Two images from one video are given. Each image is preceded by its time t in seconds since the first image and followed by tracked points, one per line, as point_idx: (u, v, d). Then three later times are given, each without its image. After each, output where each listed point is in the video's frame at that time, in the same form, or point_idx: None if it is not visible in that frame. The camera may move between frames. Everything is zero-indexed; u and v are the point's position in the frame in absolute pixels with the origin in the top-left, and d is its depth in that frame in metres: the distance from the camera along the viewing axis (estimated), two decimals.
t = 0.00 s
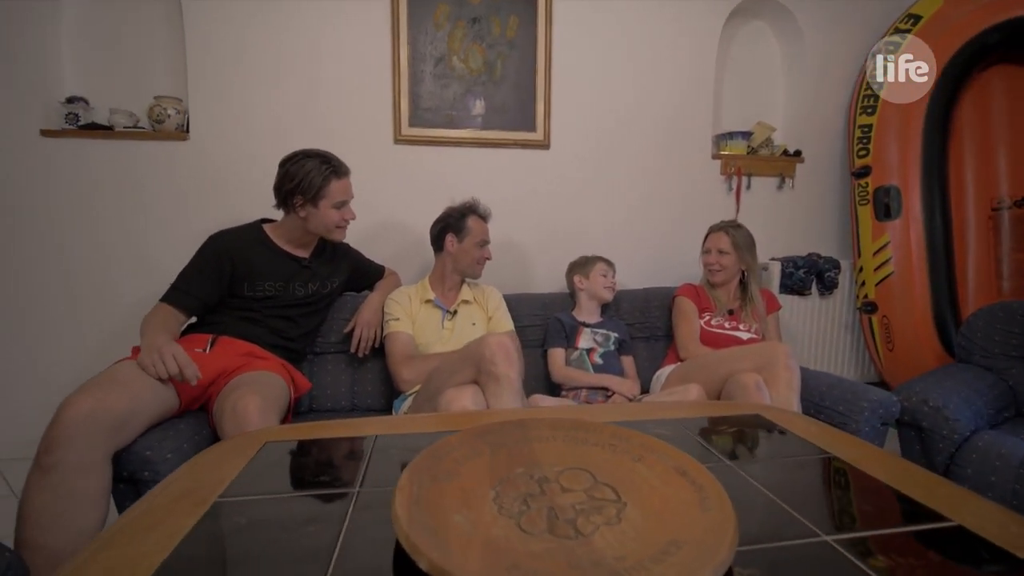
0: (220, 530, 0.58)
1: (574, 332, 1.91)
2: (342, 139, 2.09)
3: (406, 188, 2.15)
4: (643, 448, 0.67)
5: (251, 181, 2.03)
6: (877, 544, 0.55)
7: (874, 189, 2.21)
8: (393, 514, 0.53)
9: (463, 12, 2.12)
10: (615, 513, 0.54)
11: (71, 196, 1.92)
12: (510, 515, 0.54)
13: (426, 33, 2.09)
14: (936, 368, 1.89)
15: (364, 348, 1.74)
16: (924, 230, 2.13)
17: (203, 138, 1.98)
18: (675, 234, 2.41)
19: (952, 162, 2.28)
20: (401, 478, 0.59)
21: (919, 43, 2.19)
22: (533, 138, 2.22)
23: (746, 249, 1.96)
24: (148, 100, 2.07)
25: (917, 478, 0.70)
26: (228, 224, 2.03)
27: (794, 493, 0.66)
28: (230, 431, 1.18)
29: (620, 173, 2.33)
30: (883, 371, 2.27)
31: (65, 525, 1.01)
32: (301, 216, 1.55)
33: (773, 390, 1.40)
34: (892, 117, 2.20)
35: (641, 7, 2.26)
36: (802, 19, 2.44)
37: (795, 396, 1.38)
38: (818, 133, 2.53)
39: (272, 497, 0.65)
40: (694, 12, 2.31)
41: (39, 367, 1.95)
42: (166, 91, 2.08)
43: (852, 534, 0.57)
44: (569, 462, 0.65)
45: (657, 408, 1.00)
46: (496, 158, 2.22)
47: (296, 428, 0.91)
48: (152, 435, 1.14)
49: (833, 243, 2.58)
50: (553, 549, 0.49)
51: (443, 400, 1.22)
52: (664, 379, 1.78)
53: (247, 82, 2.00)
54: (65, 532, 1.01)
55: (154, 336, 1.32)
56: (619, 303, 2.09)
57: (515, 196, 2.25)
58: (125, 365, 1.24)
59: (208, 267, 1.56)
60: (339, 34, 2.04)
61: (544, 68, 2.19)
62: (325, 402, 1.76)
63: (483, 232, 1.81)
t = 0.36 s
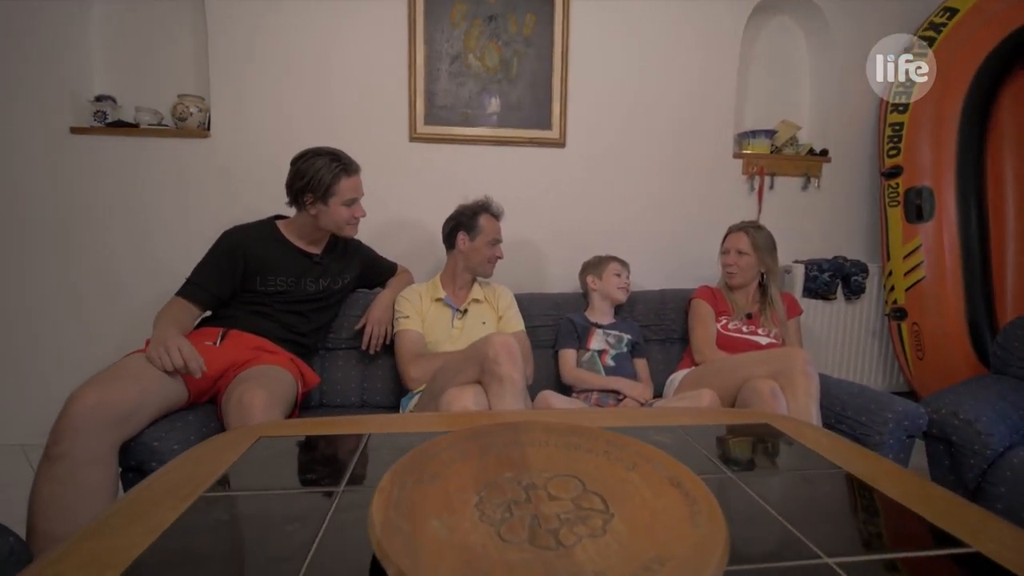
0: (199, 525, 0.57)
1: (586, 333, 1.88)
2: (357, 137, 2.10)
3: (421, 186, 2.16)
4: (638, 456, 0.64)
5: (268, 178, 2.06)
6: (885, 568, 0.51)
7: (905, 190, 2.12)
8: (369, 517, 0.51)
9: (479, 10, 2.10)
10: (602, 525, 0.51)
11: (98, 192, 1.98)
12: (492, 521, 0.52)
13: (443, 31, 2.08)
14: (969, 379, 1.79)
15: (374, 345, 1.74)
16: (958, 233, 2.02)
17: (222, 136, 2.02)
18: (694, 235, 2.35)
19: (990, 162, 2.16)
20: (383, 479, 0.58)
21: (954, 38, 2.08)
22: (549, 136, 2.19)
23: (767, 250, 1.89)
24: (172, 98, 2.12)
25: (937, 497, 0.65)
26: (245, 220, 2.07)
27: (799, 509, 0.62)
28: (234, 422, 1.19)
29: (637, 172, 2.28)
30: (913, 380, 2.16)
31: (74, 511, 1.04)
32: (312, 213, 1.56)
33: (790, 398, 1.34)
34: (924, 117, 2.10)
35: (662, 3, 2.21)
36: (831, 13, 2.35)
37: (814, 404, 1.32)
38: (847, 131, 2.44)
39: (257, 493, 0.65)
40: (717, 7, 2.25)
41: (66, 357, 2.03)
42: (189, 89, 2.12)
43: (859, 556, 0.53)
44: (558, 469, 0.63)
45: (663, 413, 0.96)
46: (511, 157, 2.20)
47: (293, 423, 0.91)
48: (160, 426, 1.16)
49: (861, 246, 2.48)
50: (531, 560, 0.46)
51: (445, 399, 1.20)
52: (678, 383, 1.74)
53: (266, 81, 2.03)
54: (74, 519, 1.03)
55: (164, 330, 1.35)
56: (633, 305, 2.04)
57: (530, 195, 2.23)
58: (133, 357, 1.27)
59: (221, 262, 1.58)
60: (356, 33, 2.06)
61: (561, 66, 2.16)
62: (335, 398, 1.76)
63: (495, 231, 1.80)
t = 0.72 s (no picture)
0: (178, 522, 0.57)
1: (594, 337, 1.86)
2: (369, 138, 2.11)
3: (431, 187, 2.16)
4: (627, 464, 0.62)
5: (281, 178, 2.09)
6: None
7: (928, 195, 2.06)
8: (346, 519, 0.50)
9: (491, 12, 2.10)
10: (582, 535, 0.50)
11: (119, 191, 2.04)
12: (469, 527, 0.51)
13: (455, 33, 2.09)
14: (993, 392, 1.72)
15: (381, 344, 1.74)
16: (985, 239, 1.93)
17: (237, 136, 2.05)
18: (706, 239, 2.31)
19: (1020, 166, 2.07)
20: (364, 481, 0.57)
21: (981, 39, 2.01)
22: (560, 138, 2.18)
23: (782, 255, 1.85)
24: (190, 100, 2.17)
25: (942, 515, 0.61)
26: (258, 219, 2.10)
27: (795, 523, 0.60)
28: (236, 419, 1.20)
29: (649, 174, 2.25)
30: (935, 390, 2.09)
31: (78, 502, 1.06)
32: (320, 213, 1.58)
33: (799, 408, 1.30)
34: (948, 120, 2.03)
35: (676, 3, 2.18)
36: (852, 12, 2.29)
37: (824, 415, 1.28)
38: (867, 133, 2.38)
39: (242, 491, 0.65)
40: (734, 7, 2.21)
41: (89, 350, 2.11)
42: (207, 91, 2.17)
43: None
44: (544, 475, 0.61)
45: (664, 419, 0.94)
46: (521, 158, 2.19)
47: (289, 421, 0.91)
48: (164, 421, 1.18)
49: (881, 252, 2.41)
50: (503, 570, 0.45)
51: (445, 400, 1.20)
52: (686, 389, 1.70)
53: (280, 82, 2.06)
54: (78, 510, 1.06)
55: (172, 327, 1.37)
56: (643, 309, 2.01)
57: (540, 197, 2.22)
58: (141, 353, 1.28)
59: (230, 261, 1.60)
60: (369, 34, 2.07)
61: (573, 68, 2.15)
62: (341, 396, 1.77)
63: (503, 232, 1.78)
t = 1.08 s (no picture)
0: (165, 515, 0.58)
1: (598, 337, 1.85)
2: (375, 138, 2.13)
3: (438, 186, 2.17)
4: (613, 465, 0.61)
5: (289, 178, 2.11)
6: None
7: (944, 194, 2.01)
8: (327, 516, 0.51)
9: (498, 11, 2.10)
10: (562, 536, 0.49)
11: (134, 192, 2.09)
12: (449, 525, 0.51)
13: (461, 32, 2.09)
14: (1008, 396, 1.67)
15: (385, 343, 1.75)
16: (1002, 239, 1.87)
17: (246, 137, 2.09)
18: (714, 239, 2.28)
19: None
20: (348, 478, 0.57)
21: (1001, 35, 1.95)
22: (567, 137, 2.17)
23: (792, 255, 1.82)
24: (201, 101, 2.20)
25: (939, 523, 0.59)
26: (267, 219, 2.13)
27: (785, 527, 0.58)
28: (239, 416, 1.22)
29: (656, 173, 2.24)
30: (949, 394, 2.05)
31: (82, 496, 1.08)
32: (324, 213, 1.59)
33: (804, 411, 1.28)
34: (965, 118, 1.98)
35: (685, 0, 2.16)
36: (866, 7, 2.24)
37: (829, 418, 1.26)
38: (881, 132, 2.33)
39: (231, 486, 0.65)
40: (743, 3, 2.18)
41: (103, 347, 2.16)
42: (218, 92, 2.20)
43: None
44: (530, 474, 0.61)
45: (660, 419, 0.93)
46: (527, 158, 2.19)
47: (286, 418, 0.92)
48: (169, 416, 1.20)
49: (895, 252, 2.36)
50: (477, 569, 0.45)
51: (444, 399, 1.20)
52: (691, 390, 1.68)
53: (288, 83, 2.08)
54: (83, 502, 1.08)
55: (178, 325, 1.40)
56: (648, 309, 2.00)
57: (545, 196, 2.21)
58: (147, 350, 1.31)
59: (237, 260, 1.62)
60: (376, 35, 2.09)
61: (579, 66, 2.14)
62: (345, 395, 1.78)
63: (507, 232, 1.78)
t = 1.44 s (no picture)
0: (147, 515, 0.58)
1: (594, 337, 1.85)
2: (372, 138, 2.13)
3: (434, 186, 2.17)
4: (596, 467, 0.61)
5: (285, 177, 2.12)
6: None
7: (942, 194, 2.00)
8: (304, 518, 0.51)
9: (495, 10, 2.10)
10: (539, 537, 0.49)
11: (133, 192, 2.10)
12: (426, 526, 0.51)
13: (458, 32, 2.09)
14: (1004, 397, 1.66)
15: (381, 344, 1.75)
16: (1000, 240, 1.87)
17: (243, 136, 2.09)
18: (712, 238, 2.28)
19: None
20: (329, 479, 0.57)
21: (1000, 33, 1.94)
22: (564, 137, 2.17)
23: (786, 256, 1.81)
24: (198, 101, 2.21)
25: (920, 523, 0.59)
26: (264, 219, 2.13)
27: (765, 527, 0.58)
28: (230, 416, 1.23)
29: (653, 172, 2.23)
30: (947, 394, 2.04)
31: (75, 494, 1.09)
32: (317, 212, 1.59)
33: (797, 411, 1.27)
34: (963, 117, 1.97)
35: None
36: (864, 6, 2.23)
37: (823, 419, 1.25)
38: (879, 131, 2.32)
39: (213, 486, 0.65)
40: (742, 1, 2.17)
41: (104, 346, 2.17)
42: (215, 92, 2.21)
43: None
44: (512, 475, 0.60)
45: (649, 419, 0.92)
46: (524, 157, 2.18)
47: (275, 418, 0.91)
48: (162, 416, 1.21)
49: (893, 252, 2.35)
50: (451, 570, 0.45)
51: (435, 399, 1.20)
52: (686, 391, 1.68)
53: (284, 83, 2.08)
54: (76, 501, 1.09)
55: (171, 325, 1.40)
56: (645, 309, 1.99)
57: (542, 196, 2.21)
58: (139, 349, 1.31)
59: (231, 259, 1.62)
60: (372, 34, 2.08)
61: (577, 66, 2.13)
62: (341, 394, 1.78)
63: (503, 232, 1.77)
